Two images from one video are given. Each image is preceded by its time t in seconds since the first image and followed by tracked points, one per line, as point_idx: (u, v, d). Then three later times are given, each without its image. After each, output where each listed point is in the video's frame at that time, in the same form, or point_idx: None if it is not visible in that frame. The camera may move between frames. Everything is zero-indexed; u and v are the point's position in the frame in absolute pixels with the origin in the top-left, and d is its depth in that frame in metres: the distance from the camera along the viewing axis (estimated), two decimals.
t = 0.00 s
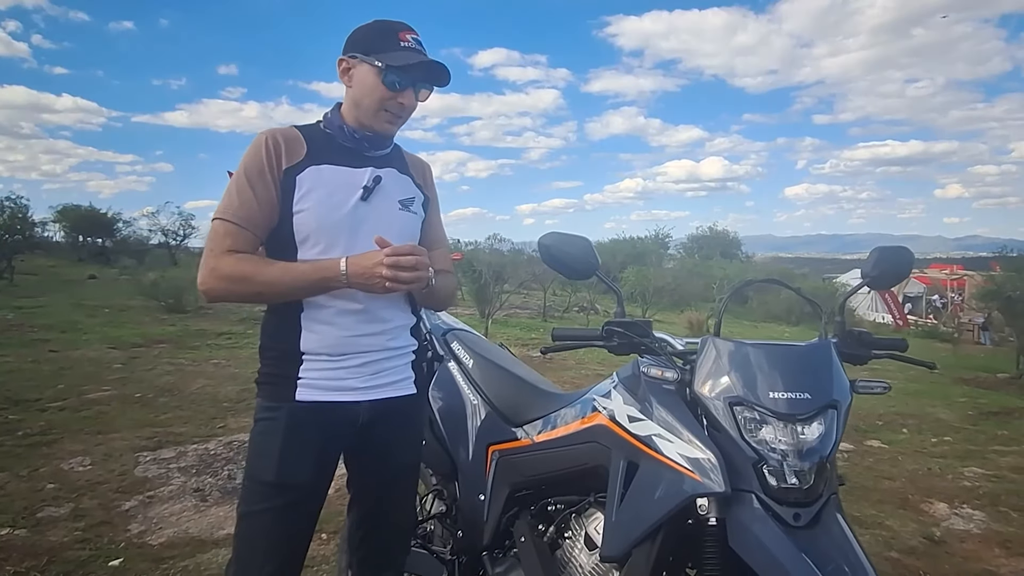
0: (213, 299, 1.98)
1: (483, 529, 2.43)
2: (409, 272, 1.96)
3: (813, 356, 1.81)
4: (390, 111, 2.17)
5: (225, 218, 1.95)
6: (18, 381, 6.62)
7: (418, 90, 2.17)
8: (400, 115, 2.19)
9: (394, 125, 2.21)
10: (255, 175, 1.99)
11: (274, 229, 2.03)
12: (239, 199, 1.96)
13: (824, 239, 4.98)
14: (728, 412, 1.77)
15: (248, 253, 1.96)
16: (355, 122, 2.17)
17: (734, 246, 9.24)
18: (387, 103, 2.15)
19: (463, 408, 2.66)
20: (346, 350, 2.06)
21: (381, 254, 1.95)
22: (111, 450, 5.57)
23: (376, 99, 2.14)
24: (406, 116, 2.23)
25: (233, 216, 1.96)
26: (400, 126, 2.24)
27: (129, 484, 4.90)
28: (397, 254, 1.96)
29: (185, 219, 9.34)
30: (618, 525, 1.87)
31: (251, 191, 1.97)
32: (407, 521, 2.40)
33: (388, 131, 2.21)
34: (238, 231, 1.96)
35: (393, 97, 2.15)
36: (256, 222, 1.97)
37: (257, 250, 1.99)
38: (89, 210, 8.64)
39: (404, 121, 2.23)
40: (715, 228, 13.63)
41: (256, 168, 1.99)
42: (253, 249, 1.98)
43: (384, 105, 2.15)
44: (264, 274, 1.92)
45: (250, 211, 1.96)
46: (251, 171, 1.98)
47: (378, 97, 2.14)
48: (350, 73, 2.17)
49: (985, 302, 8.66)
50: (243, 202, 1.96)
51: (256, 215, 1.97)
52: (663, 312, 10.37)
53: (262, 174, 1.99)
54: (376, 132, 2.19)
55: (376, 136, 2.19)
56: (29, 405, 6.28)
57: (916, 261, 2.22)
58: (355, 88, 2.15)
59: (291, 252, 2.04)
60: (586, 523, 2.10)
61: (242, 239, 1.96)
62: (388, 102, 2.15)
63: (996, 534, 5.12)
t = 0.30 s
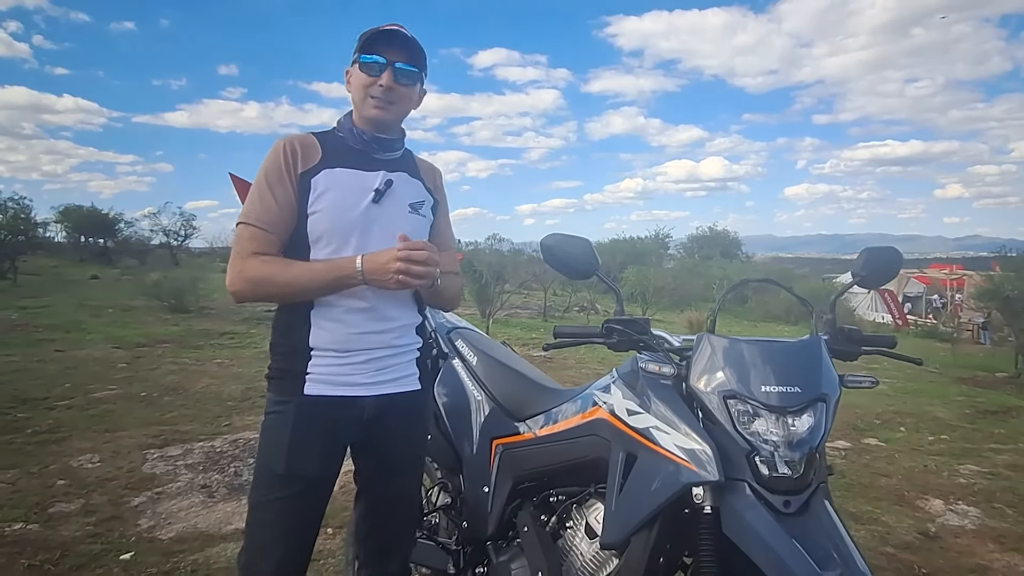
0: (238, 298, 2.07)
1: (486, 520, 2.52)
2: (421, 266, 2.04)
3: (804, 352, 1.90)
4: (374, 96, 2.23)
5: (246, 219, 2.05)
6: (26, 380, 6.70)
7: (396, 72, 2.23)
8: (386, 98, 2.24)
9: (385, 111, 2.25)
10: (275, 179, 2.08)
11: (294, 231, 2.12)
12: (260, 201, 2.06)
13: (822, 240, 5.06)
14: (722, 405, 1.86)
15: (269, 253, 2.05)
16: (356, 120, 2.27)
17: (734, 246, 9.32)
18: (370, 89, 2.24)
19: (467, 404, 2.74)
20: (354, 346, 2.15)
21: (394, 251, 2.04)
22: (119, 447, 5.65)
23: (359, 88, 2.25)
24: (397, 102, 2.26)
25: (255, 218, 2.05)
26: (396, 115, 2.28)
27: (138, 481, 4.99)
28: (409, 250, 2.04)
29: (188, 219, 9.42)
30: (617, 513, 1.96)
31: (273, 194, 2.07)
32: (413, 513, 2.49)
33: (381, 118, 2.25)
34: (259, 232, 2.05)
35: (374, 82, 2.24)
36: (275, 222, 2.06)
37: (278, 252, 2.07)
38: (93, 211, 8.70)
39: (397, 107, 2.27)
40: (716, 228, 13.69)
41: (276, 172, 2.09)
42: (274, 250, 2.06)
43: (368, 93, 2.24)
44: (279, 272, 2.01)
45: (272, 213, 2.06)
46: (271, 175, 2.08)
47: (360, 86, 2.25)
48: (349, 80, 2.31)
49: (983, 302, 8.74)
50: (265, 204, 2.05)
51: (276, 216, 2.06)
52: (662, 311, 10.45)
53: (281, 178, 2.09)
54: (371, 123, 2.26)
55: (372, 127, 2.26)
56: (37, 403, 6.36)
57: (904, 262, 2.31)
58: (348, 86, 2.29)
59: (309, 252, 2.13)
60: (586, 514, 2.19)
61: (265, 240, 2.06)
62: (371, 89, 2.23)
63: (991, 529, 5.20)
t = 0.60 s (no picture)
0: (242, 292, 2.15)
1: (488, 509, 2.58)
2: (411, 261, 2.08)
3: (796, 344, 1.96)
4: (373, 98, 2.30)
5: (251, 217, 2.12)
6: (30, 378, 6.76)
7: (394, 74, 2.29)
8: (384, 100, 2.29)
9: (384, 112, 2.31)
10: (279, 178, 2.14)
11: (298, 229, 2.19)
12: (265, 200, 2.12)
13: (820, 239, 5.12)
14: (717, 394, 1.92)
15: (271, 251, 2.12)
16: (358, 120, 2.34)
17: (732, 245, 9.39)
18: (368, 91, 2.30)
19: (468, 397, 2.80)
20: (357, 338, 2.21)
21: (384, 246, 2.08)
22: (123, 444, 5.72)
23: (358, 90, 2.31)
24: (397, 103, 2.32)
25: (259, 217, 2.12)
26: (396, 115, 2.33)
27: (143, 476, 5.05)
28: (398, 244, 2.08)
29: (189, 219, 9.49)
30: (614, 499, 2.02)
31: (277, 194, 2.13)
32: (415, 502, 2.55)
33: (381, 119, 2.31)
34: (262, 231, 2.12)
35: (373, 84, 2.30)
36: (279, 221, 2.13)
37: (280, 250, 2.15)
38: (94, 211, 8.77)
39: (397, 108, 2.32)
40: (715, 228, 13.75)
41: (280, 172, 2.15)
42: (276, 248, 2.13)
43: (368, 95, 2.30)
44: (282, 269, 2.07)
45: (275, 213, 2.12)
46: (275, 175, 2.14)
47: (360, 88, 2.31)
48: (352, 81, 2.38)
49: (981, 300, 8.81)
50: (269, 203, 2.12)
51: (279, 215, 2.13)
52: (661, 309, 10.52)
53: (284, 177, 2.15)
54: (371, 123, 2.32)
55: (374, 127, 2.33)
56: (41, 401, 6.42)
57: (894, 256, 2.37)
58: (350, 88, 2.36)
59: (311, 249, 2.19)
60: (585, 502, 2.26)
61: (269, 238, 2.13)
62: (369, 90, 2.30)
63: (986, 523, 5.27)
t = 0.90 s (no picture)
0: (246, 287, 2.14)
1: (491, 504, 2.60)
2: (421, 255, 2.09)
3: (798, 338, 1.97)
4: (379, 96, 2.30)
5: (256, 213, 2.12)
6: (31, 376, 6.77)
7: (400, 72, 2.29)
8: (390, 97, 2.30)
9: (389, 109, 2.31)
10: (284, 174, 2.15)
11: (302, 225, 2.19)
12: (270, 196, 2.13)
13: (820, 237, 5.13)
14: (719, 388, 1.93)
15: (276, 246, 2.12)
16: (362, 118, 2.34)
17: (732, 243, 9.40)
18: (374, 88, 2.30)
19: (471, 393, 2.81)
20: (361, 334, 2.22)
21: (394, 241, 2.09)
22: (125, 441, 5.73)
23: (364, 87, 2.31)
24: (401, 101, 2.32)
25: (264, 212, 2.12)
26: (400, 112, 2.34)
27: (144, 474, 5.06)
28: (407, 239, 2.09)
29: (189, 218, 9.50)
30: (617, 493, 2.03)
31: (282, 190, 2.14)
32: (419, 497, 2.56)
33: (385, 117, 2.32)
34: (267, 226, 2.12)
35: (378, 82, 2.30)
36: (284, 217, 2.13)
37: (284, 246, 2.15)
38: (95, 211, 8.78)
39: (401, 106, 2.33)
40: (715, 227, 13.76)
41: (285, 167, 2.16)
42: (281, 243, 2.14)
43: (373, 92, 2.30)
44: (288, 265, 2.08)
45: (281, 209, 2.13)
46: (280, 171, 2.15)
47: (366, 85, 2.31)
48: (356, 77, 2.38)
49: (980, 299, 8.82)
50: (274, 198, 2.13)
51: (284, 211, 2.13)
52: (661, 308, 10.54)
53: (289, 173, 2.16)
54: (376, 120, 2.32)
55: (379, 126, 2.33)
56: (43, 399, 6.43)
57: (895, 252, 2.38)
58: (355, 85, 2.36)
59: (316, 245, 2.20)
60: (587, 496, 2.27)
61: (274, 233, 2.13)
62: (376, 88, 2.30)
63: (985, 519, 5.28)
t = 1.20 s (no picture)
0: (238, 283, 2.08)
1: (490, 503, 2.59)
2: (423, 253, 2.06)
3: (798, 336, 1.96)
4: (406, 110, 2.31)
5: (252, 209, 2.07)
6: (29, 376, 6.75)
7: (433, 94, 2.32)
8: (415, 116, 2.33)
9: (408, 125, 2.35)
10: (281, 174, 2.11)
11: (299, 222, 2.15)
12: (266, 194, 2.08)
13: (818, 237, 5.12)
14: (719, 386, 1.92)
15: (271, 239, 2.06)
16: (373, 119, 2.31)
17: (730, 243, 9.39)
18: (404, 103, 2.29)
19: (470, 392, 2.81)
20: (364, 333, 2.21)
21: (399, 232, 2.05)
22: (122, 441, 5.71)
23: (392, 98, 2.28)
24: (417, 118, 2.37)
25: (261, 210, 2.07)
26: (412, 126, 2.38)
27: (143, 473, 5.05)
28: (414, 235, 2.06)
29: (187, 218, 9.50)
30: (618, 491, 2.02)
31: (280, 187, 2.09)
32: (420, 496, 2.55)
33: (400, 128, 2.34)
34: (263, 222, 2.07)
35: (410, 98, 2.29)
36: (282, 215, 2.09)
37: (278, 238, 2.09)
38: (92, 210, 8.77)
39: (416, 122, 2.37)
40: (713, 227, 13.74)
41: (282, 166, 2.11)
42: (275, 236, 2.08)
43: (401, 106, 2.30)
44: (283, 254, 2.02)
45: (277, 205, 2.09)
46: (278, 170, 2.11)
47: (395, 96, 2.28)
48: (371, 73, 2.29)
49: (979, 299, 8.81)
50: (271, 197, 2.08)
51: (281, 208, 2.09)
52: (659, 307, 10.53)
53: (288, 172, 2.12)
54: (388, 128, 2.32)
55: (390, 133, 2.33)
56: (41, 399, 6.41)
57: (895, 252, 2.37)
58: (375, 85, 2.28)
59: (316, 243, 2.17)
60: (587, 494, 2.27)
61: (269, 229, 2.08)
62: (405, 103, 2.29)
63: (984, 519, 5.27)
